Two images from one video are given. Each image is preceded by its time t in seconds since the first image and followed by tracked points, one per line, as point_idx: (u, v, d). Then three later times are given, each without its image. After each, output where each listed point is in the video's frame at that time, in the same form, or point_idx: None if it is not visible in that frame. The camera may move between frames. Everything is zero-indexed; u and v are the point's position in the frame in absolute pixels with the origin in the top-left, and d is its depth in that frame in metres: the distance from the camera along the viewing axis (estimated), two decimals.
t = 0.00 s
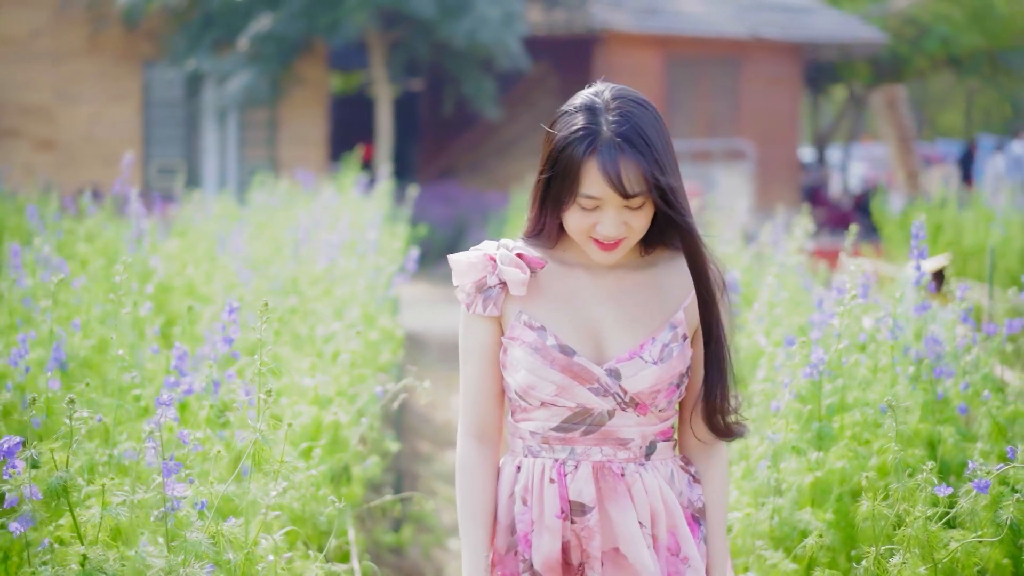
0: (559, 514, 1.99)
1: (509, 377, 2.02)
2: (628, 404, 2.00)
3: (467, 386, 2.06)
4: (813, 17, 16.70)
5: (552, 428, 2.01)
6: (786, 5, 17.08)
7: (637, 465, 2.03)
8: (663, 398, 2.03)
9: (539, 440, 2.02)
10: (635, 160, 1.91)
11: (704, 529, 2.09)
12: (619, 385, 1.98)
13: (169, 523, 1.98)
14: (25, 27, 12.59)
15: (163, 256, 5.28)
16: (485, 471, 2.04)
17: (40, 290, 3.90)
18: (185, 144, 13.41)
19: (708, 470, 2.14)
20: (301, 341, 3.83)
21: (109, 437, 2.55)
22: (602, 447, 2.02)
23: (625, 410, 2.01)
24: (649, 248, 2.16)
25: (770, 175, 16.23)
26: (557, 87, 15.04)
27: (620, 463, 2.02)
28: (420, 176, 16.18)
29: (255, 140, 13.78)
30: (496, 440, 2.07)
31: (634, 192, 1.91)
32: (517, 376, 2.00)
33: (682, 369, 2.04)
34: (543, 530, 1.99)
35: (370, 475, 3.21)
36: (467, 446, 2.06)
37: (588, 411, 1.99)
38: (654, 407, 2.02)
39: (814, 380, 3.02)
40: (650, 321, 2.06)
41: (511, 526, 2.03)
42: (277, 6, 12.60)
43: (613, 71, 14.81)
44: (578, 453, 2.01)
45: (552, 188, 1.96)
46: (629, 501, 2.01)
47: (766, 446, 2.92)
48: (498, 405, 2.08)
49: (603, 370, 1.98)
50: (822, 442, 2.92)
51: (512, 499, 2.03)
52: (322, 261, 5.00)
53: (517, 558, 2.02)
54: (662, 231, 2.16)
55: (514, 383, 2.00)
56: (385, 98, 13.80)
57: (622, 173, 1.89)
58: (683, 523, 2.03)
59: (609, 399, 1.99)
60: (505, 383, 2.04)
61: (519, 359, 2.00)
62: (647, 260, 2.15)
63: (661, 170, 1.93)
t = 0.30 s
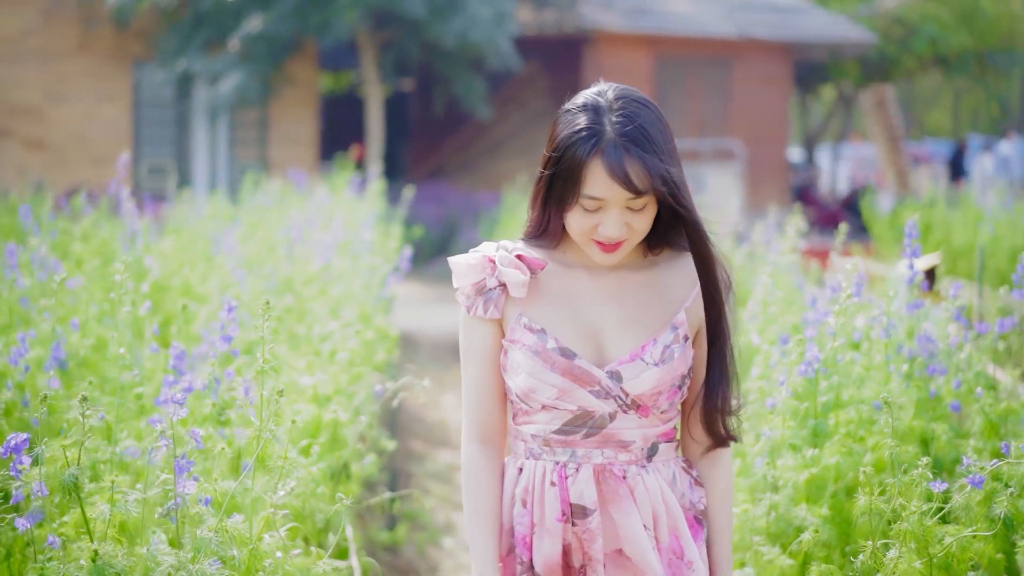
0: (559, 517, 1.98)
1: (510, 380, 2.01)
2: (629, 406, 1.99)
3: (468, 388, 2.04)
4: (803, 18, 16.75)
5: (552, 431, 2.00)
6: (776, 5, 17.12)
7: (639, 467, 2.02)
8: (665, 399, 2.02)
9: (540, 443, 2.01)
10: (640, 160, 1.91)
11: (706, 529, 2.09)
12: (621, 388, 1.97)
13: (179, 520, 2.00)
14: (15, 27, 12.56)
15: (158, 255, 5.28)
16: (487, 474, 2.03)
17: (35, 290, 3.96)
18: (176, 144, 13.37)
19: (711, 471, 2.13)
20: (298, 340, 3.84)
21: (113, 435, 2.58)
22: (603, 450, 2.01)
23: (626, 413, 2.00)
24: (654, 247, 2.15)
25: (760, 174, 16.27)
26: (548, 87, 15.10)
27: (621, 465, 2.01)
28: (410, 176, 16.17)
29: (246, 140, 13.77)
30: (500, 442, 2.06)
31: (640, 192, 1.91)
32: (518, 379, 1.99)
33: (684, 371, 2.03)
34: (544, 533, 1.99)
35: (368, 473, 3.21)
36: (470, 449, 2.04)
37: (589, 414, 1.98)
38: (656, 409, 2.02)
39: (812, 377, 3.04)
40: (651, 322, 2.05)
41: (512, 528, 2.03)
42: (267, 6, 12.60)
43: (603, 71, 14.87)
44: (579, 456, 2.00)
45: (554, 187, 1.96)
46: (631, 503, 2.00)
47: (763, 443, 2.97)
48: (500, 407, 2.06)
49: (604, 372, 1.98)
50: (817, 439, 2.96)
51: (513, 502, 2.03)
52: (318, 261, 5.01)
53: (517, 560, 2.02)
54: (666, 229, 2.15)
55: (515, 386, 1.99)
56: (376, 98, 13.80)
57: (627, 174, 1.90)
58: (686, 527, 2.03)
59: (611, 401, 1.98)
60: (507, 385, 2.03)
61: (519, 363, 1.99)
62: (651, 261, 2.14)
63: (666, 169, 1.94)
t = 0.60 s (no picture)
0: (557, 525, 1.94)
1: (507, 389, 1.98)
2: (628, 414, 1.96)
3: (468, 396, 2.03)
4: (791, 18, 16.76)
5: (551, 440, 1.97)
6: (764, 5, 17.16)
7: (639, 476, 1.99)
8: (664, 406, 1.98)
9: (539, 450, 1.98)
10: (638, 159, 1.92)
11: (705, 538, 2.06)
12: (619, 395, 1.94)
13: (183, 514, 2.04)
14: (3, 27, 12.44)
15: (149, 255, 5.27)
16: (486, 481, 2.02)
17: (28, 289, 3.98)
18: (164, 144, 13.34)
19: (711, 480, 2.10)
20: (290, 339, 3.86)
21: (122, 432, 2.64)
22: (602, 458, 1.97)
23: (625, 421, 1.96)
24: (664, 251, 2.12)
25: (748, 174, 16.30)
26: (537, 86, 15.14)
27: (621, 473, 1.98)
28: (399, 176, 16.18)
29: (234, 139, 13.77)
30: (499, 449, 2.04)
31: (639, 192, 1.92)
32: (516, 388, 1.96)
33: (683, 378, 1.99)
34: (540, 540, 1.95)
35: (362, 471, 3.21)
36: (471, 459, 2.03)
37: (588, 422, 1.95)
38: (656, 417, 1.98)
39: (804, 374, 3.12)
40: (650, 328, 2.02)
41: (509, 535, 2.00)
42: (257, 5, 12.60)
43: (591, 72, 14.89)
44: (578, 464, 1.97)
45: (551, 189, 1.96)
46: (631, 511, 1.97)
47: (753, 439, 2.99)
48: (498, 415, 2.04)
49: (603, 380, 1.94)
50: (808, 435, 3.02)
51: (511, 509, 2.00)
52: (311, 260, 5.03)
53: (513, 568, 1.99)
54: (667, 232, 2.11)
55: (513, 395, 1.96)
56: (365, 98, 13.80)
57: (626, 172, 1.90)
58: (685, 537, 1.98)
59: (609, 409, 1.95)
60: (505, 393, 2.00)
61: (516, 371, 1.96)
62: (653, 266, 2.11)
63: (665, 169, 1.94)
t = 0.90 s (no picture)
0: (553, 532, 1.87)
1: (505, 394, 1.90)
2: (627, 418, 1.88)
3: (464, 402, 1.94)
4: (776, 18, 16.83)
5: (548, 445, 1.88)
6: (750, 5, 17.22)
7: (637, 482, 1.90)
8: (664, 410, 1.90)
9: (536, 456, 1.90)
10: (635, 158, 1.87)
11: (706, 544, 1.96)
12: (617, 400, 1.85)
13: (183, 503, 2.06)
14: None
15: (139, 255, 5.26)
16: (482, 488, 1.92)
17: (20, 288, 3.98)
18: (150, 143, 13.40)
19: (710, 487, 1.99)
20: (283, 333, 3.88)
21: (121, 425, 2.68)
22: (600, 463, 1.89)
23: (624, 425, 1.88)
24: (663, 255, 2.04)
25: (734, 173, 16.35)
26: (524, 86, 15.18)
27: (619, 479, 1.89)
28: (385, 176, 16.19)
29: (220, 139, 13.79)
30: (498, 455, 1.95)
31: (635, 191, 1.87)
32: (513, 393, 1.88)
33: (682, 381, 1.90)
34: (537, 548, 1.87)
35: (354, 466, 3.22)
36: (469, 466, 1.94)
37: (585, 426, 1.87)
38: (654, 421, 1.90)
39: (794, 368, 3.21)
40: (647, 330, 1.93)
41: (504, 541, 1.91)
42: (243, 5, 12.58)
43: (577, 72, 14.91)
44: (576, 470, 1.88)
45: (547, 189, 1.91)
46: (629, 519, 1.88)
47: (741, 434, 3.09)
48: (497, 422, 1.95)
49: (600, 384, 1.86)
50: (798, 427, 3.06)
51: (506, 515, 1.92)
52: (300, 258, 5.03)
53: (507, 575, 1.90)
54: (669, 233, 2.04)
55: (509, 399, 1.88)
56: (351, 98, 13.80)
57: (623, 170, 1.86)
58: (684, 541, 1.89)
59: (606, 414, 1.86)
60: (503, 398, 1.92)
61: (513, 376, 1.88)
62: (659, 269, 2.02)
63: (663, 168, 1.90)
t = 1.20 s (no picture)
0: (559, 527, 1.88)
1: (508, 386, 1.92)
2: (632, 411, 1.90)
3: (469, 395, 1.96)
4: (766, 18, 16.87)
5: (553, 438, 1.91)
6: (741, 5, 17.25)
7: (643, 475, 1.92)
8: (669, 403, 1.92)
9: (541, 450, 1.92)
10: (641, 146, 1.90)
11: (714, 540, 1.97)
12: (622, 392, 1.87)
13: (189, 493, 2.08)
14: None
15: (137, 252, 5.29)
16: (488, 484, 1.94)
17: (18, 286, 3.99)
18: (141, 142, 13.43)
19: (717, 482, 2.01)
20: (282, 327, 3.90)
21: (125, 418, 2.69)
22: (604, 457, 1.91)
23: (629, 418, 1.90)
24: (667, 248, 2.07)
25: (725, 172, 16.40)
26: (515, 85, 15.20)
27: (624, 473, 1.91)
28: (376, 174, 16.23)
29: (211, 138, 13.74)
30: (503, 449, 1.97)
31: (640, 179, 1.89)
32: (516, 385, 1.90)
33: (688, 373, 1.92)
34: (542, 542, 1.89)
35: (354, 459, 3.26)
36: (474, 462, 1.96)
37: (590, 419, 1.89)
38: (660, 414, 1.92)
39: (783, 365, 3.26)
40: (653, 322, 1.96)
41: (508, 537, 1.93)
42: (235, 5, 12.56)
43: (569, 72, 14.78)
44: (580, 464, 1.90)
45: (552, 175, 1.94)
46: (635, 512, 1.90)
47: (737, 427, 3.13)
48: (501, 417, 1.97)
49: (605, 376, 1.88)
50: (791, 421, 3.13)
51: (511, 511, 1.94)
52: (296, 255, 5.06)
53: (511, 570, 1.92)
54: (675, 225, 2.08)
55: (514, 392, 1.90)
56: (342, 97, 13.84)
57: (628, 158, 1.88)
58: (691, 536, 1.91)
59: (611, 406, 1.88)
60: (506, 391, 1.94)
61: (517, 368, 1.90)
62: (663, 261, 2.06)
63: (668, 157, 1.93)
